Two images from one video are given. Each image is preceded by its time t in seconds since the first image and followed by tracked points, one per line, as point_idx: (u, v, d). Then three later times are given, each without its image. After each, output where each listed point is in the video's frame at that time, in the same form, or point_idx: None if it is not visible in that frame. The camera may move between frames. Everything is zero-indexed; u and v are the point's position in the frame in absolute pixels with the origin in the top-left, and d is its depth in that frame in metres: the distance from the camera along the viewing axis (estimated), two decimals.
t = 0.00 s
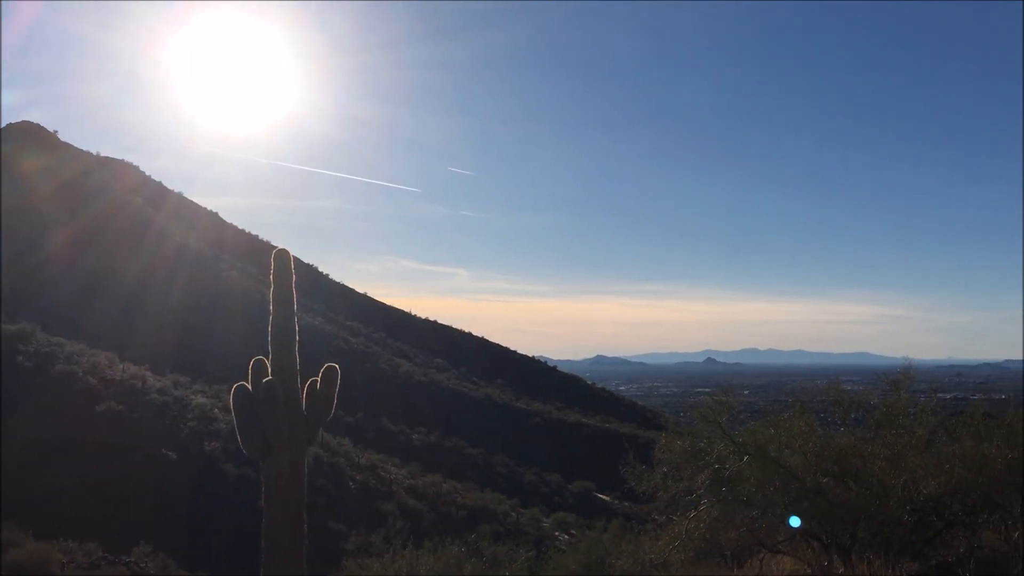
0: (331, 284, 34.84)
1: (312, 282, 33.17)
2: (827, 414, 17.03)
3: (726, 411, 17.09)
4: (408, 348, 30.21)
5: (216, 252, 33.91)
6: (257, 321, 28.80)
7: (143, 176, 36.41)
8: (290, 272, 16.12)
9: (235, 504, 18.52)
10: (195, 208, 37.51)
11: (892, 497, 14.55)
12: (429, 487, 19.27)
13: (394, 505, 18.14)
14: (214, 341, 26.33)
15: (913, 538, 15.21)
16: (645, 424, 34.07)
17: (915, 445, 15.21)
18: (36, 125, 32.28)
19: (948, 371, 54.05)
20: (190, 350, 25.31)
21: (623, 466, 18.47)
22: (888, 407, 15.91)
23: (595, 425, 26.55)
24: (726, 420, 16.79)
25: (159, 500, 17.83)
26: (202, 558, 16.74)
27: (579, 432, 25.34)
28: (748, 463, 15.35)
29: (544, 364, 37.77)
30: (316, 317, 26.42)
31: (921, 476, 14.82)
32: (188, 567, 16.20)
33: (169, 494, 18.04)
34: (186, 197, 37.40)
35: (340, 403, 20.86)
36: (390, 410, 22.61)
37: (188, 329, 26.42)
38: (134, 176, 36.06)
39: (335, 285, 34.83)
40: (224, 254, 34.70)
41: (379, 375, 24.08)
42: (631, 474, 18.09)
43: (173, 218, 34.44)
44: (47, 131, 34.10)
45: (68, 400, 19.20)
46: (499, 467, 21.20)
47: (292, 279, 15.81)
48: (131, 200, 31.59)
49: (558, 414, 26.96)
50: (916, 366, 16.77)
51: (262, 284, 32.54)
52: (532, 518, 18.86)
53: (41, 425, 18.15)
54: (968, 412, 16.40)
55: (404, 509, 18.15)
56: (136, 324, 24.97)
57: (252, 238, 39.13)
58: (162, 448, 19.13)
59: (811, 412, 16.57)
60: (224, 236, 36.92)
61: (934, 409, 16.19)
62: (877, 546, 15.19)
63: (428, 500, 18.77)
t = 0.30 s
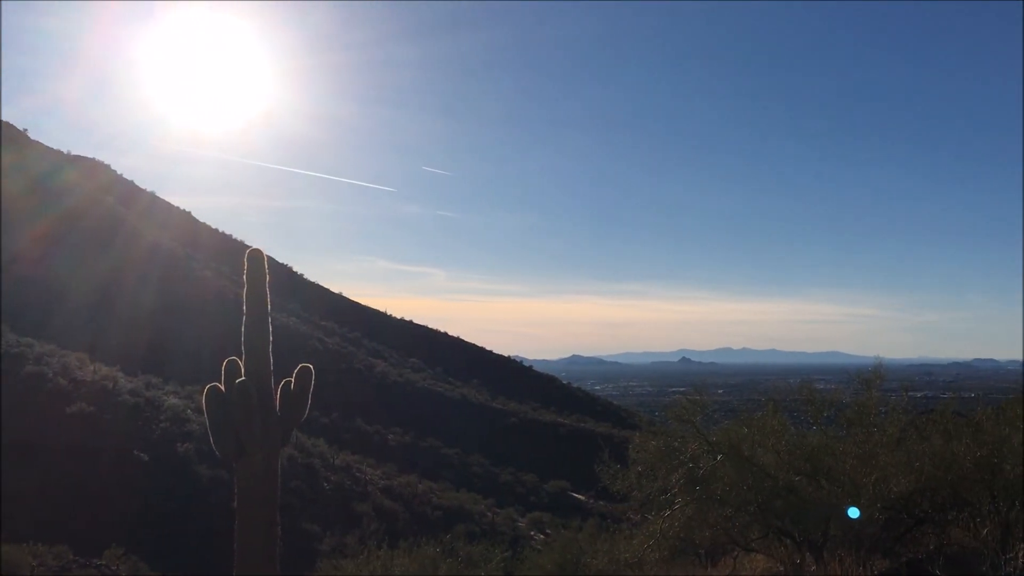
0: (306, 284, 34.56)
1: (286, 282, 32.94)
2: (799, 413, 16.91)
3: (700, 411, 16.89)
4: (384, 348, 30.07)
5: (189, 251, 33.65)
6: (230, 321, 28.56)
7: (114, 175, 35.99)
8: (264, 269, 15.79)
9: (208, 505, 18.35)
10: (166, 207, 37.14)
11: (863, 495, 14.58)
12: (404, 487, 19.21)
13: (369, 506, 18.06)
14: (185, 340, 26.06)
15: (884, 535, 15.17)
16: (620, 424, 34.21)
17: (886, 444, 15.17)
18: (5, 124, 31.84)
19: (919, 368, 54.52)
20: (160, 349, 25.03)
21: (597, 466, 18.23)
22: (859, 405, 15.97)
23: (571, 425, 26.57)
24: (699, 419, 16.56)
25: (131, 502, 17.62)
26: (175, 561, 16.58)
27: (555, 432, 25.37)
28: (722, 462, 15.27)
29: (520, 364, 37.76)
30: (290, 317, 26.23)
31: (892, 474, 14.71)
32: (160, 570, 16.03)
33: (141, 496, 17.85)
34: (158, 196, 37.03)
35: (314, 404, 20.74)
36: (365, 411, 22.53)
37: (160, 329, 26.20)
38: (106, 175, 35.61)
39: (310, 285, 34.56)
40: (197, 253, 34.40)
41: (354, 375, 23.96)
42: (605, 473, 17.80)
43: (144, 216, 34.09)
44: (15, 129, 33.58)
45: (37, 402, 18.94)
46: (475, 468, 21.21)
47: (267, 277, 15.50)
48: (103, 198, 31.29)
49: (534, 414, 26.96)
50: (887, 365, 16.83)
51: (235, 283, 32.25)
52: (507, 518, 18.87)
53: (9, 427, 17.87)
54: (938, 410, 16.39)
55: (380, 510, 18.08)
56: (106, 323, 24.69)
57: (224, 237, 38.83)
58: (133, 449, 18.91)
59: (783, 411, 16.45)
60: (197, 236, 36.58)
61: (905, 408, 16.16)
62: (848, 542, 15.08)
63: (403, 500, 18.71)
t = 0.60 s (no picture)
0: (283, 284, 34.34)
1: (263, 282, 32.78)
2: (774, 412, 16.87)
3: (677, 410, 16.67)
4: (361, 347, 29.97)
5: (164, 250, 33.44)
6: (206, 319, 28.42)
7: (87, 173, 35.61)
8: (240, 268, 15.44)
9: (185, 507, 18.24)
10: (142, 206, 36.86)
11: (836, 492, 14.44)
12: (382, 487, 19.16)
13: (346, 506, 17.99)
14: (161, 336, 25.88)
15: (858, 534, 14.89)
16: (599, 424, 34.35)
17: (859, 441, 15.21)
18: None
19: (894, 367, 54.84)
20: (136, 347, 24.88)
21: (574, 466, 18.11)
22: (833, 404, 16.03)
23: (549, 425, 26.61)
24: (675, 418, 16.42)
25: (106, 504, 17.48)
26: (150, 563, 16.46)
27: (532, 431, 25.44)
28: (697, 461, 15.16)
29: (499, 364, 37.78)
30: (267, 317, 26.09)
31: (864, 472, 14.72)
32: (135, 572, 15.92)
33: (116, 497, 17.70)
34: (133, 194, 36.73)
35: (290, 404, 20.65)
36: (342, 411, 22.47)
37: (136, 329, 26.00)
38: (79, 172, 35.22)
39: (287, 285, 34.37)
40: (173, 252, 34.16)
41: (331, 375, 23.86)
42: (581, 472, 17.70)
43: (118, 215, 33.81)
44: None
45: (9, 403, 18.74)
46: (452, 468, 21.23)
47: (243, 275, 15.17)
48: (76, 196, 30.97)
49: (511, 413, 27.00)
50: (861, 364, 16.90)
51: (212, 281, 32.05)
52: (485, 518, 18.89)
53: None
54: (911, 409, 16.46)
55: (356, 511, 18.02)
56: (79, 323, 24.49)
57: (201, 236, 38.60)
58: (108, 450, 18.76)
59: (758, 411, 16.45)
60: (172, 235, 36.32)
61: (878, 406, 16.23)
62: (822, 540, 14.84)
63: (380, 501, 18.66)
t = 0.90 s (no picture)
0: (261, 284, 34.13)
1: (240, 282, 32.58)
2: (750, 412, 16.82)
3: (654, 410, 16.49)
4: (339, 348, 29.81)
5: (140, 250, 33.21)
6: (180, 321, 28.35)
7: (61, 171, 35.23)
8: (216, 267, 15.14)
9: (160, 508, 18.12)
10: (117, 206, 36.56)
11: (812, 491, 14.36)
12: (359, 488, 19.08)
13: (323, 507, 17.90)
14: (133, 344, 25.92)
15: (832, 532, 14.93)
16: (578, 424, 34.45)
17: (834, 441, 15.23)
18: None
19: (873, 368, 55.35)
20: (107, 354, 24.88)
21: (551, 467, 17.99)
22: (808, 403, 16.01)
23: (527, 425, 26.68)
24: (652, 418, 16.24)
25: (80, 505, 17.31)
26: (125, 565, 16.32)
27: (510, 431, 25.47)
28: (673, 461, 15.14)
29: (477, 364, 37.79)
30: (244, 317, 25.92)
31: (839, 471, 14.75)
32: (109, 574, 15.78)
33: (90, 498, 17.54)
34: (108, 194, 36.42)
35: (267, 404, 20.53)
36: (320, 411, 22.37)
37: (110, 330, 25.84)
38: (53, 170, 34.83)
39: (265, 285, 34.16)
40: (147, 252, 33.93)
41: (308, 376, 23.73)
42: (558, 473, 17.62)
43: (93, 214, 33.51)
44: None
45: None
46: (430, 468, 21.20)
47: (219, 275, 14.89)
48: (49, 195, 30.65)
49: (490, 413, 27.01)
50: (835, 364, 16.93)
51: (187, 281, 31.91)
52: (463, 518, 18.87)
53: None
54: (884, 408, 16.59)
55: (334, 511, 17.93)
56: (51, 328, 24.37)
57: (177, 236, 38.36)
58: (82, 451, 18.58)
59: (735, 410, 16.32)
60: (147, 234, 36.06)
61: (852, 406, 16.22)
62: (798, 539, 14.86)
63: (358, 501, 18.59)
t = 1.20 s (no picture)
0: (238, 286, 33.93)
1: (217, 284, 32.36)
2: (726, 413, 16.82)
3: (629, 411, 16.48)
4: (317, 350, 29.64)
5: (115, 251, 32.95)
6: (157, 322, 28.11)
7: (34, 172, 34.88)
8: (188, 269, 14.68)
9: (135, 511, 17.98)
10: (92, 206, 36.24)
11: (785, 492, 14.43)
12: (336, 491, 18.99)
13: (299, 510, 17.80)
14: (108, 343, 25.64)
15: (805, 533, 14.95)
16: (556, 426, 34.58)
17: (807, 442, 15.25)
18: None
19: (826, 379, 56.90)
20: (82, 354, 24.61)
21: (527, 469, 17.87)
22: (782, 405, 16.05)
23: (505, 427, 26.73)
24: (628, 420, 16.18)
25: (52, 508, 17.15)
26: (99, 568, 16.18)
27: (488, 434, 25.49)
28: (648, 463, 15.14)
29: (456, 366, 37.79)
30: (220, 319, 25.75)
31: (813, 472, 14.73)
32: None
33: (63, 501, 17.36)
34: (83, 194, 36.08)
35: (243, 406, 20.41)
36: (296, 413, 22.27)
37: (85, 332, 25.63)
38: (26, 171, 34.49)
39: (242, 287, 33.94)
40: (123, 253, 33.65)
41: (284, 378, 23.62)
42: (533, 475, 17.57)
43: (67, 215, 33.21)
44: None
45: None
46: (408, 470, 21.17)
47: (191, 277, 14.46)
48: (23, 195, 30.35)
49: (467, 415, 27.02)
50: (809, 366, 17.02)
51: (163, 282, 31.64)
52: (440, 521, 18.84)
53: None
54: (858, 410, 16.69)
55: (310, 515, 17.83)
56: (24, 329, 24.13)
57: (154, 237, 38.08)
58: (55, 454, 18.41)
59: (710, 413, 16.31)
60: (123, 235, 35.75)
61: (825, 408, 16.31)
62: (771, 540, 14.90)
63: (334, 504, 18.49)
